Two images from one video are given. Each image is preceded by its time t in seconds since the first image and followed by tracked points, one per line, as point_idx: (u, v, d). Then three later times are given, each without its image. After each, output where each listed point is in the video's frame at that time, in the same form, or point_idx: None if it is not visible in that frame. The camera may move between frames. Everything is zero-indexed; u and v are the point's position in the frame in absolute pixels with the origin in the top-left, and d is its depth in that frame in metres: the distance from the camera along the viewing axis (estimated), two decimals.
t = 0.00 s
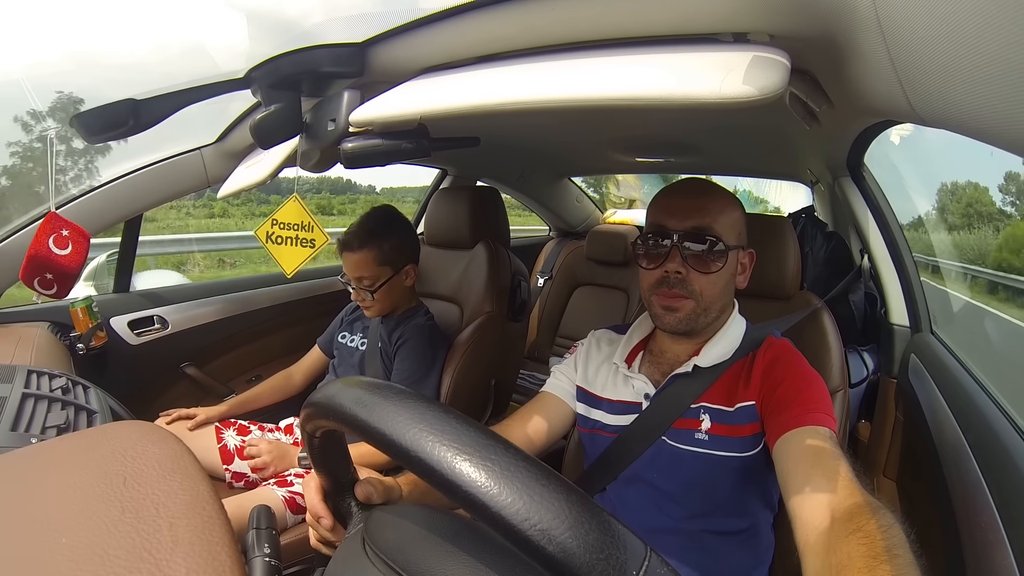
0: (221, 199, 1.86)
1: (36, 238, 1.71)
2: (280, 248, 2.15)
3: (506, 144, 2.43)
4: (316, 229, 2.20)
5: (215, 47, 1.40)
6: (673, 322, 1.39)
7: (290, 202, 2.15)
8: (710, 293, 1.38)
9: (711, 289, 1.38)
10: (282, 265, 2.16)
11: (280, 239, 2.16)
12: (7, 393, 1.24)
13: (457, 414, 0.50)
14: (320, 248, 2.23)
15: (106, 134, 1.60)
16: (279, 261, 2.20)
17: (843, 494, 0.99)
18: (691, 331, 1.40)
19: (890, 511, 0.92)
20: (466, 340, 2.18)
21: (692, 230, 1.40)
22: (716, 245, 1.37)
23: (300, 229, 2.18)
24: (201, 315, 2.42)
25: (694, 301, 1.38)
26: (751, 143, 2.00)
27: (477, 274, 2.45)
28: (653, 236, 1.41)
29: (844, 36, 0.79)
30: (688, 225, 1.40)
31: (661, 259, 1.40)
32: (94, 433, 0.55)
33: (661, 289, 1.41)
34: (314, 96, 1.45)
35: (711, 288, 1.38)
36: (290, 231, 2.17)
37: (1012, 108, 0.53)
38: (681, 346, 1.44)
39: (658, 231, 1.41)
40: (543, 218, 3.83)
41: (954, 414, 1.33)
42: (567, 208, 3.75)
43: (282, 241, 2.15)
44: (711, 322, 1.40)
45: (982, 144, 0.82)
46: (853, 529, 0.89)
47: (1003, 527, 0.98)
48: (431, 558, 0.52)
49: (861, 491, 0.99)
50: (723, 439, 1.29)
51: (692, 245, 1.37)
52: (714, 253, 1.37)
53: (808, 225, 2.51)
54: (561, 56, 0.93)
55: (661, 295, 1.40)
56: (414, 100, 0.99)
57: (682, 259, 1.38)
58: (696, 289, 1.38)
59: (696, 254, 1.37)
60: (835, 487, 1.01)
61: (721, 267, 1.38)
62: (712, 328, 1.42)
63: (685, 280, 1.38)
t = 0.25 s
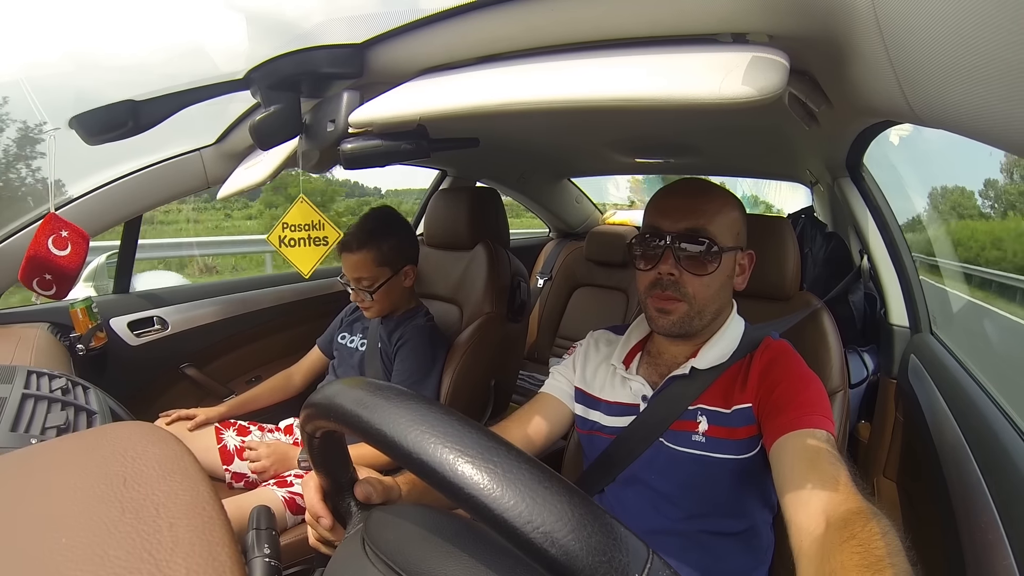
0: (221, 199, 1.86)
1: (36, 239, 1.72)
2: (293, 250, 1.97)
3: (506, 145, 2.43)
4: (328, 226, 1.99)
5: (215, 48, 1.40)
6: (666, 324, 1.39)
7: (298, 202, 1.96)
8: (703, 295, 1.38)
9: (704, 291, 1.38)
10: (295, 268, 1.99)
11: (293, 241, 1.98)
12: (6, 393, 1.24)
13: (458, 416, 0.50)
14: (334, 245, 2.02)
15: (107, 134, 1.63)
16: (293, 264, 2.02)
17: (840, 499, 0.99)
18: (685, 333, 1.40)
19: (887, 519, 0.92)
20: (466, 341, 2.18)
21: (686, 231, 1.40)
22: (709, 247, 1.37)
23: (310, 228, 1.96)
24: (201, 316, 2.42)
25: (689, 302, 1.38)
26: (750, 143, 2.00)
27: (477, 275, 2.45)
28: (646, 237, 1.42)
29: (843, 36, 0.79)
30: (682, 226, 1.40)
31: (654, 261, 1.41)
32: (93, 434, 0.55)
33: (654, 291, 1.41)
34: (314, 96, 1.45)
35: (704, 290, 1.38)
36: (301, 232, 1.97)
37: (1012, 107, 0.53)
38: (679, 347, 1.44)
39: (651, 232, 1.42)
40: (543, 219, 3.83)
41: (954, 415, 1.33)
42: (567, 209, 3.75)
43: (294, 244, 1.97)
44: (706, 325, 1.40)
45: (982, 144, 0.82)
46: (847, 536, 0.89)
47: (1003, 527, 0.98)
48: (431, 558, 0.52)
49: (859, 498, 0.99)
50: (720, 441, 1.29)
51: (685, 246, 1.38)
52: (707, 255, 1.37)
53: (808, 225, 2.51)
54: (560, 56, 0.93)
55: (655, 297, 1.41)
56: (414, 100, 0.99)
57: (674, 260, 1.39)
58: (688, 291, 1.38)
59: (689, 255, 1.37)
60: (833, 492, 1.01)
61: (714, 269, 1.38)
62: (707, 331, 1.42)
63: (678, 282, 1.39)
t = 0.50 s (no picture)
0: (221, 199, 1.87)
1: (36, 239, 1.71)
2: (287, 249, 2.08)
3: (506, 144, 2.43)
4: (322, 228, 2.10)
5: (215, 47, 1.40)
6: (663, 324, 1.39)
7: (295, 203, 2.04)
8: (700, 295, 1.38)
9: (701, 290, 1.38)
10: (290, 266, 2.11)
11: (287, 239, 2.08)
12: (7, 393, 1.24)
13: (462, 418, 0.50)
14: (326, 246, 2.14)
15: (108, 134, 1.65)
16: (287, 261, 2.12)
17: (840, 504, 0.99)
18: (682, 333, 1.40)
19: (885, 526, 0.91)
20: (466, 341, 2.18)
21: (683, 229, 1.40)
22: (704, 246, 1.36)
23: (306, 228, 2.07)
24: (201, 315, 2.42)
25: (686, 302, 1.38)
26: (751, 143, 2.00)
27: (477, 275, 2.45)
28: (643, 236, 1.42)
29: (843, 36, 0.79)
30: (679, 225, 1.40)
31: (651, 261, 1.41)
32: (93, 434, 0.55)
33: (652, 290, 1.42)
34: (314, 96, 1.45)
35: (700, 290, 1.38)
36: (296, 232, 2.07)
37: (1011, 107, 0.53)
38: (678, 347, 1.44)
39: (646, 232, 1.42)
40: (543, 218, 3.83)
41: (954, 415, 1.33)
42: (567, 209, 3.75)
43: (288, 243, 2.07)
44: (703, 324, 1.40)
45: (982, 145, 0.82)
46: (846, 543, 0.89)
47: (1003, 528, 0.98)
48: (431, 558, 0.52)
49: (860, 503, 0.98)
50: (720, 441, 1.29)
51: (682, 245, 1.38)
52: (703, 254, 1.37)
53: (808, 226, 2.51)
54: (561, 57, 0.93)
55: (652, 296, 1.41)
56: (414, 100, 0.99)
57: (671, 259, 1.39)
58: (685, 290, 1.38)
59: (685, 254, 1.37)
60: (833, 497, 1.01)
61: (710, 269, 1.37)
62: (705, 331, 1.42)
63: (675, 281, 1.39)
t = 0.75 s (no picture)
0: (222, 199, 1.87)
1: (36, 238, 1.72)
2: (279, 248, 1.97)
3: (506, 144, 2.43)
4: (315, 230, 2.00)
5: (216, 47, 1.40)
6: (661, 324, 1.39)
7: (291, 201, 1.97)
8: (697, 294, 1.38)
9: (698, 290, 1.38)
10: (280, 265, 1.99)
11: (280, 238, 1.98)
12: (6, 393, 1.24)
13: (462, 418, 0.50)
14: (319, 249, 2.01)
15: (107, 134, 1.63)
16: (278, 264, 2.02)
17: (831, 510, 0.99)
18: (681, 333, 1.40)
19: (877, 534, 0.91)
20: (466, 341, 2.18)
21: (679, 229, 1.40)
22: (702, 245, 1.36)
23: (297, 229, 1.97)
24: (201, 315, 2.42)
25: (684, 302, 1.38)
26: (751, 143, 2.00)
27: (477, 275, 2.45)
28: (639, 237, 1.42)
29: (843, 36, 0.79)
30: (676, 224, 1.40)
31: (649, 261, 1.41)
32: (93, 434, 0.55)
33: (649, 290, 1.42)
34: (314, 96, 1.45)
35: (698, 289, 1.38)
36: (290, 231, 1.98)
37: (1011, 107, 0.53)
38: (677, 347, 1.44)
39: (644, 232, 1.42)
40: (543, 218, 3.83)
41: (954, 415, 1.33)
42: (567, 209, 3.75)
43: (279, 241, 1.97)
44: (701, 324, 1.40)
45: (982, 145, 0.82)
46: (833, 549, 0.89)
47: (1003, 527, 0.98)
48: (431, 557, 0.52)
49: (854, 509, 0.98)
50: (719, 442, 1.29)
51: (678, 245, 1.38)
52: (699, 253, 1.37)
53: (808, 226, 2.51)
54: (560, 57, 0.93)
55: (649, 296, 1.41)
56: (414, 100, 0.99)
57: (668, 259, 1.39)
58: (682, 290, 1.38)
59: (683, 253, 1.37)
60: (827, 502, 1.01)
61: (707, 268, 1.37)
62: (703, 330, 1.42)
63: (672, 281, 1.39)
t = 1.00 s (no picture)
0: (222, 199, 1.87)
1: (36, 238, 1.72)
2: (296, 250, 1.97)
3: (506, 144, 2.43)
4: (328, 226, 2.00)
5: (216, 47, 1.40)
6: (663, 323, 1.39)
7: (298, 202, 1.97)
8: (699, 294, 1.38)
9: (700, 290, 1.38)
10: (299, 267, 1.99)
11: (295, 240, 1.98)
12: (6, 392, 1.24)
13: (463, 418, 0.50)
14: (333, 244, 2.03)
15: (107, 134, 1.62)
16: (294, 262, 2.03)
17: (834, 509, 0.99)
18: (683, 332, 1.39)
19: (880, 535, 0.92)
20: (466, 341, 2.18)
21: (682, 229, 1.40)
22: (705, 244, 1.36)
23: (312, 228, 1.97)
24: (201, 315, 2.42)
25: (686, 301, 1.38)
26: (751, 144, 2.00)
27: (477, 274, 2.45)
28: (641, 236, 1.42)
29: (844, 36, 0.79)
30: (677, 224, 1.40)
31: (651, 259, 1.41)
32: (93, 434, 0.55)
33: (651, 290, 1.42)
34: (314, 96, 1.45)
35: (700, 289, 1.38)
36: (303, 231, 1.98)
37: (1012, 107, 0.53)
38: (678, 347, 1.44)
39: (647, 231, 1.42)
40: (543, 218, 3.83)
41: (954, 415, 1.33)
42: (567, 209, 3.75)
43: (295, 242, 1.96)
44: (703, 323, 1.40)
45: (983, 145, 0.82)
46: (838, 550, 0.89)
47: (1003, 527, 0.98)
48: (431, 558, 0.52)
49: (856, 510, 0.99)
50: (719, 442, 1.29)
51: (680, 244, 1.38)
52: (702, 253, 1.37)
53: (808, 226, 2.51)
54: (561, 57, 0.93)
55: (651, 295, 1.41)
56: (414, 100, 0.99)
57: (670, 259, 1.39)
58: (684, 289, 1.38)
59: (685, 253, 1.37)
60: (830, 502, 1.01)
61: (710, 268, 1.37)
62: (704, 329, 1.42)
63: (674, 280, 1.39)
